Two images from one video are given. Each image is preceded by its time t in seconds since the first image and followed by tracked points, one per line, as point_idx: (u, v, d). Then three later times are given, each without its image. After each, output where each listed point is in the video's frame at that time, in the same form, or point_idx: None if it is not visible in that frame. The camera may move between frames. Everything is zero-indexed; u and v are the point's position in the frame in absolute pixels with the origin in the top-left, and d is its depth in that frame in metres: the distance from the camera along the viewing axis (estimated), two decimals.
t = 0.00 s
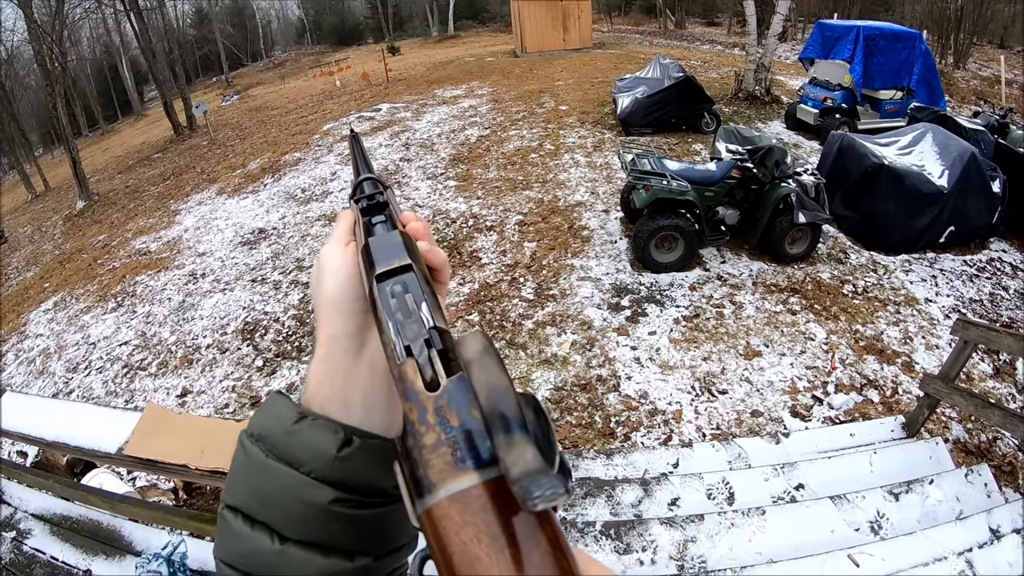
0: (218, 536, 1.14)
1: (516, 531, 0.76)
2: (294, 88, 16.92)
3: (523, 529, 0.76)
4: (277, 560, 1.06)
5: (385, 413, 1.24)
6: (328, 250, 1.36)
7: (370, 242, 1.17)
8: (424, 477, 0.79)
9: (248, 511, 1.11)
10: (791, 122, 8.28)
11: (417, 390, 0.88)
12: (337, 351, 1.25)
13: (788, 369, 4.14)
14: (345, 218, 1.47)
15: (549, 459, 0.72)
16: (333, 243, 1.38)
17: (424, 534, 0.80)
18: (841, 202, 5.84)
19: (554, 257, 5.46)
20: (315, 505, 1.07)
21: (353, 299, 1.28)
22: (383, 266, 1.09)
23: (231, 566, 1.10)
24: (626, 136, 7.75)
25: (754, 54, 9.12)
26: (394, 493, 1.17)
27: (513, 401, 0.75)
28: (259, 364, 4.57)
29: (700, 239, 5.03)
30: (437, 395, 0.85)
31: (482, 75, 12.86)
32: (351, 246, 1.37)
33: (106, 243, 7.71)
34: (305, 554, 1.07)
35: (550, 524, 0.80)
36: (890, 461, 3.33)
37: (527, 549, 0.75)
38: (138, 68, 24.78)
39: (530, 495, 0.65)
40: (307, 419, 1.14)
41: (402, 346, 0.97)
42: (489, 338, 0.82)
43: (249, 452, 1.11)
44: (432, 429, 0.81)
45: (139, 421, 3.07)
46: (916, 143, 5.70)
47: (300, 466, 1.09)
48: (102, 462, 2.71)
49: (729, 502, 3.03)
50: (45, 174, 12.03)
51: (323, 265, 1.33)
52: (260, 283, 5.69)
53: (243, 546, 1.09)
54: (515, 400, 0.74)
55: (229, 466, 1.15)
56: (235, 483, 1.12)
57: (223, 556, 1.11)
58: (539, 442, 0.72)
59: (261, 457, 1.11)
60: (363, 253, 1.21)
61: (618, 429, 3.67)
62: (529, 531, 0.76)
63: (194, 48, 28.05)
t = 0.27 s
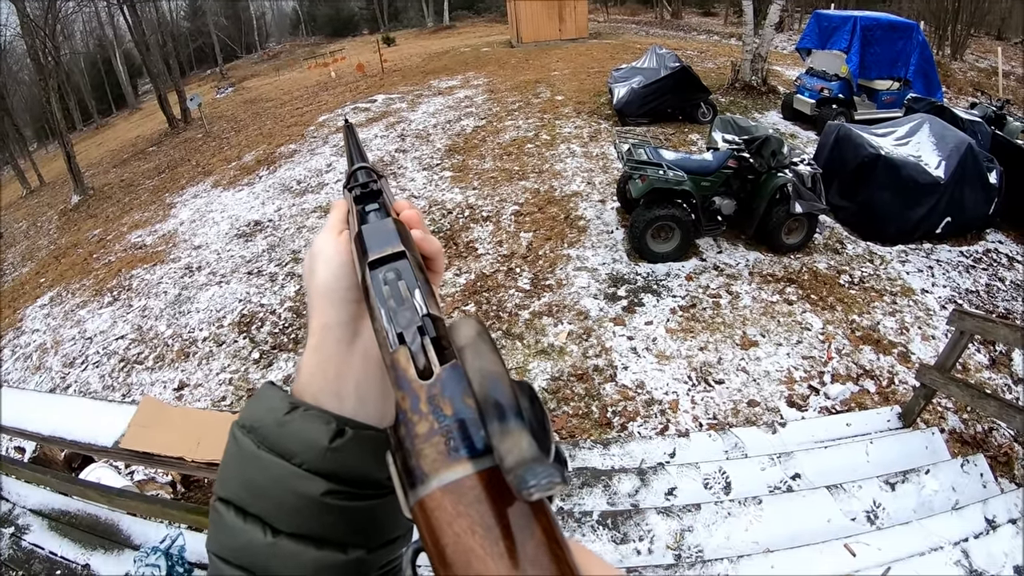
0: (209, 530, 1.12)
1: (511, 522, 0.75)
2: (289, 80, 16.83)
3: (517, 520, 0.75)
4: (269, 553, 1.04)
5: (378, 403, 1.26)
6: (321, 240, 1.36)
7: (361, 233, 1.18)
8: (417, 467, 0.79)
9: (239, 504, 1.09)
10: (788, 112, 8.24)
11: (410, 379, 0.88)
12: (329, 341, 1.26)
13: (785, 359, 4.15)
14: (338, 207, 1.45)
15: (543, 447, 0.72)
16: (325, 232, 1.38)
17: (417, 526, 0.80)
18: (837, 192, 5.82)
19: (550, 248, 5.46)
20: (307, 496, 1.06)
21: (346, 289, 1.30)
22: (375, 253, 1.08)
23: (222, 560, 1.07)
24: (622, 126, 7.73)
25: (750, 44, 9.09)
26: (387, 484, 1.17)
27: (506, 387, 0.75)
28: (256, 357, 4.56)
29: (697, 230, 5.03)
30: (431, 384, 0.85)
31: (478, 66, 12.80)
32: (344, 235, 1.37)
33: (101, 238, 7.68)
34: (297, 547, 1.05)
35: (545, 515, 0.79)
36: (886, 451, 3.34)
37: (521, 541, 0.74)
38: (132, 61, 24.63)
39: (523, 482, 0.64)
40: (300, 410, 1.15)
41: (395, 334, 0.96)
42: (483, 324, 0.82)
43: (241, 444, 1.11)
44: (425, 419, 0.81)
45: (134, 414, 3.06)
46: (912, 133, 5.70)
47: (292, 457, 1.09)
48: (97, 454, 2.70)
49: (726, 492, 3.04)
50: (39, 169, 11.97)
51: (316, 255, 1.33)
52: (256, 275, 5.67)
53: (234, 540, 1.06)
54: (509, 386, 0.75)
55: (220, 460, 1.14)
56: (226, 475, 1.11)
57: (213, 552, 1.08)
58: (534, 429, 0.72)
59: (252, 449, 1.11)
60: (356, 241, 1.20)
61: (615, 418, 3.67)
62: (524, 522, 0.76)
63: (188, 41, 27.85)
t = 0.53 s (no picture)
0: (206, 530, 1.13)
1: (507, 524, 0.75)
2: (286, 81, 16.82)
3: (515, 524, 0.75)
4: (266, 555, 1.05)
5: (375, 406, 1.24)
6: (317, 240, 1.36)
7: (359, 233, 1.17)
8: (412, 469, 0.78)
9: (236, 506, 1.09)
10: (785, 112, 8.24)
11: (406, 380, 0.87)
12: (326, 342, 1.25)
13: (783, 358, 4.15)
14: (335, 209, 1.46)
15: (540, 449, 0.71)
16: (321, 232, 1.38)
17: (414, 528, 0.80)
18: (835, 191, 5.83)
19: (548, 248, 5.46)
20: (304, 499, 1.06)
21: (342, 290, 1.29)
22: (372, 255, 1.09)
23: (220, 562, 1.08)
24: (620, 126, 7.74)
25: (748, 44, 9.10)
26: (384, 486, 1.17)
27: (501, 389, 0.74)
28: (254, 358, 4.56)
29: (695, 229, 5.03)
30: (427, 385, 0.84)
31: (476, 66, 12.80)
32: (340, 235, 1.37)
33: (99, 239, 7.67)
34: (294, 549, 1.06)
35: (541, 515, 0.79)
36: (885, 450, 3.34)
37: (518, 543, 0.74)
38: (129, 63, 24.62)
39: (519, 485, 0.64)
40: (296, 412, 1.13)
41: (391, 335, 0.96)
42: (479, 324, 0.81)
43: (238, 446, 1.11)
44: (421, 421, 0.81)
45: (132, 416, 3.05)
46: (910, 133, 5.71)
47: (289, 460, 1.09)
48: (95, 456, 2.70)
49: (725, 492, 3.04)
50: (36, 170, 11.96)
51: (312, 255, 1.33)
52: (254, 277, 5.67)
53: (231, 542, 1.07)
54: (504, 388, 0.74)
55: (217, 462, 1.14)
56: (223, 477, 1.12)
57: (211, 553, 1.09)
58: (529, 432, 0.71)
59: (249, 451, 1.11)
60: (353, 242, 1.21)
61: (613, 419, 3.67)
62: (520, 524, 0.76)
63: (186, 42, 27.82)
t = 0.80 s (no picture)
0: (203, 533, 1.11)
1: (505, 526, 0.75)
2: (287, 82, 16.84)
3: (511, 525, 0.75)
4: (264, 557, 1.05)
5: (373, 408, 1.23)
6: (316, 241, 1.38)
7: (356, 234, 1.18)
8: (410, 471, 0.78)
9: (234, 508, 1.09)
10: (785, 112, 8.24)
11: (404, 382, 0.87)
12: (324, 343, 1.25)
13: (784, 359, 4.15)
14: (333, 211, 1.48)
15: (536, 451, 0.71)
16: (320, 234, 1.40)
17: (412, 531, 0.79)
18: (835, 192, 5.83)
19: (549, 249, 5.46)
20: (302, 500, 1.06)
21: (340, 290, 1.30)
22: (369, 255, 1.09)
23: (218, 564, 1.07)
24: (620, 127, 7.74)
25: (748, 45, 9.10)
26: (382, 487, 1.17)
27: (499, 390, 0.75)
28: (255, 359, 4.56)
29: (696, 230, 5.04)
30: (424, 387, 0.84)
31: (476, 68, 12.81)
32: (339, 238, 1.38)
33: (100, 240, 7.68)
34: (293, 550, 1.05)
35: (539, 517, 0.79)
36: (886, 451, 3.34)
37: (515, 544, 0.74)
38: (130, 64, 24.65)
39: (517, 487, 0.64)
40: (294, 414, 1.13)
41: (389, 337, 0.96)
42: (476, 327, 0.82)
43: (235, 447, 1.10)
44: (419, 422, 0.81)
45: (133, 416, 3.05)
46: (910, 133, 5.71)
47: (287, 461, 1.08)
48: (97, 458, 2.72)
49: (725, 492, 3.04)
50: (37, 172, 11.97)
51: (311, 257, 1.34)
52: (255, 278, 5.67)
53: (229, 544, 1.06)
54: (501, 388, 0.74)
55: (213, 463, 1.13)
56: (220, 479, 1.11)
57: (208, 555, 1.08)
58: (527, 432, 0.71)
59: (247, 452, 1.10)
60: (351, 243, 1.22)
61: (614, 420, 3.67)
62: (518, 526, 0.76)
63: (186, 43, 27.82)
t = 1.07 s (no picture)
0: (204, 535, 1.12)
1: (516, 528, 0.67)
2: (288, 84, 16.86)
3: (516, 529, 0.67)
4: (265, 557, 1.05)
5: (374, 408, 1.19)
6: (315, 241, 1.35)
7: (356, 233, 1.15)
8: (411, 472, 0.71)
9: (235, 509, 1.10)
10: (786, 113, 8.23)
11: (405, 382, 0.79)
12: (324, 344, 1.23)
13: (785, 361, 4.15)
14: (334, 211, 1.46)
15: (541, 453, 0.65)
16: (320, 234, 1.38)
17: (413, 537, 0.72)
18: (837, 193, 5.83)
19: (550, 251, 5.47)
20: (303, 500, 1.07)
21: (340, 289, 1.26)
22: (370, 256, 1.03)
23: (219, 564, 1.08)
24: (621, 129, 7.74)
25: (749, 46, 9.10)
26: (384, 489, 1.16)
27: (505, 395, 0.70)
28: (257, 362, 4.57)
29: (697, 232, 5.04)
30: (426, 388, 0.76)
31: (477, 69, 12.82)
32: (339, 237, 1.36)
33: (102, 243, 7.69)
34: (294, 551, 1.06)
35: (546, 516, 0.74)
36: (888, 453, 3.33)
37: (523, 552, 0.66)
38: (132, 65, 24.71)
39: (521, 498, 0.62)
40: (295, 415, 1.14)
41: (390, 338, 0.88)
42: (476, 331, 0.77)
43: (236, 448, 1.11)
44: (420, 424, 0.73)
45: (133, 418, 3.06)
46: (912, 134, 5.70)
47: (288, 462, 1.09)
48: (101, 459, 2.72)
49: (727, 495, 3.04)
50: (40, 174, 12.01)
51: (310, 256, 1.32)
52: (256, 280, 5.68)
53: (230, 545, 1.07)
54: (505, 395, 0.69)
55: (216, 464, 1.15)
56: (222, 480, 1.12)
57: (210, 555, 1.09)
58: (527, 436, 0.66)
59: (248, 454, 1.11)
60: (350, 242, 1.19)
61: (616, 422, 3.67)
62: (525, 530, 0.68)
63: (188, 45, 27.87)
